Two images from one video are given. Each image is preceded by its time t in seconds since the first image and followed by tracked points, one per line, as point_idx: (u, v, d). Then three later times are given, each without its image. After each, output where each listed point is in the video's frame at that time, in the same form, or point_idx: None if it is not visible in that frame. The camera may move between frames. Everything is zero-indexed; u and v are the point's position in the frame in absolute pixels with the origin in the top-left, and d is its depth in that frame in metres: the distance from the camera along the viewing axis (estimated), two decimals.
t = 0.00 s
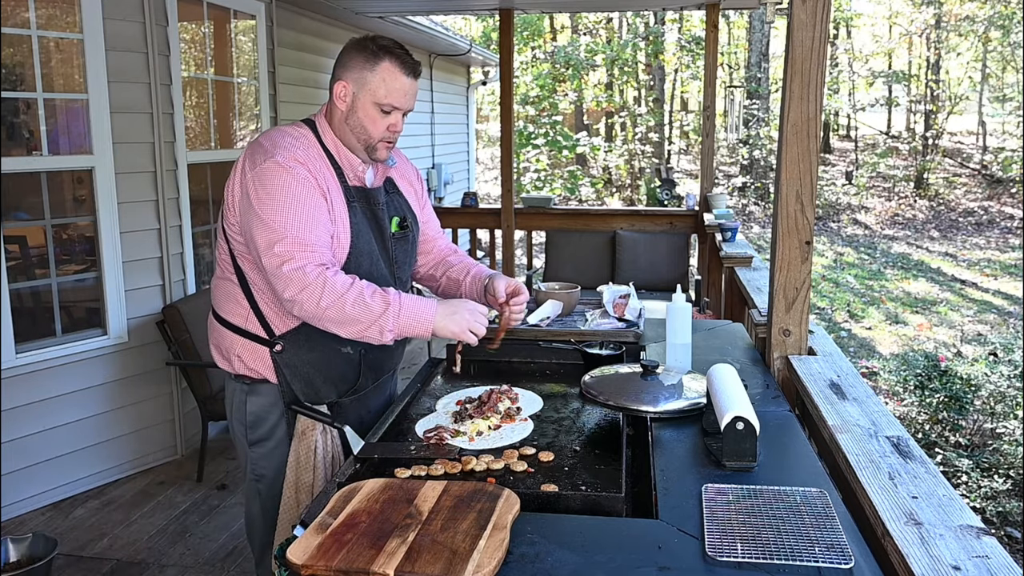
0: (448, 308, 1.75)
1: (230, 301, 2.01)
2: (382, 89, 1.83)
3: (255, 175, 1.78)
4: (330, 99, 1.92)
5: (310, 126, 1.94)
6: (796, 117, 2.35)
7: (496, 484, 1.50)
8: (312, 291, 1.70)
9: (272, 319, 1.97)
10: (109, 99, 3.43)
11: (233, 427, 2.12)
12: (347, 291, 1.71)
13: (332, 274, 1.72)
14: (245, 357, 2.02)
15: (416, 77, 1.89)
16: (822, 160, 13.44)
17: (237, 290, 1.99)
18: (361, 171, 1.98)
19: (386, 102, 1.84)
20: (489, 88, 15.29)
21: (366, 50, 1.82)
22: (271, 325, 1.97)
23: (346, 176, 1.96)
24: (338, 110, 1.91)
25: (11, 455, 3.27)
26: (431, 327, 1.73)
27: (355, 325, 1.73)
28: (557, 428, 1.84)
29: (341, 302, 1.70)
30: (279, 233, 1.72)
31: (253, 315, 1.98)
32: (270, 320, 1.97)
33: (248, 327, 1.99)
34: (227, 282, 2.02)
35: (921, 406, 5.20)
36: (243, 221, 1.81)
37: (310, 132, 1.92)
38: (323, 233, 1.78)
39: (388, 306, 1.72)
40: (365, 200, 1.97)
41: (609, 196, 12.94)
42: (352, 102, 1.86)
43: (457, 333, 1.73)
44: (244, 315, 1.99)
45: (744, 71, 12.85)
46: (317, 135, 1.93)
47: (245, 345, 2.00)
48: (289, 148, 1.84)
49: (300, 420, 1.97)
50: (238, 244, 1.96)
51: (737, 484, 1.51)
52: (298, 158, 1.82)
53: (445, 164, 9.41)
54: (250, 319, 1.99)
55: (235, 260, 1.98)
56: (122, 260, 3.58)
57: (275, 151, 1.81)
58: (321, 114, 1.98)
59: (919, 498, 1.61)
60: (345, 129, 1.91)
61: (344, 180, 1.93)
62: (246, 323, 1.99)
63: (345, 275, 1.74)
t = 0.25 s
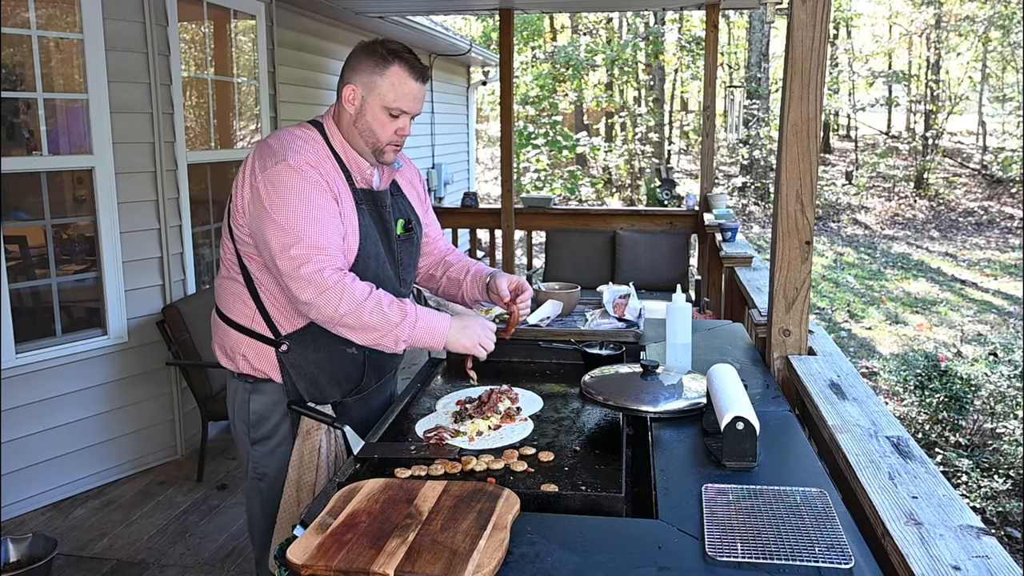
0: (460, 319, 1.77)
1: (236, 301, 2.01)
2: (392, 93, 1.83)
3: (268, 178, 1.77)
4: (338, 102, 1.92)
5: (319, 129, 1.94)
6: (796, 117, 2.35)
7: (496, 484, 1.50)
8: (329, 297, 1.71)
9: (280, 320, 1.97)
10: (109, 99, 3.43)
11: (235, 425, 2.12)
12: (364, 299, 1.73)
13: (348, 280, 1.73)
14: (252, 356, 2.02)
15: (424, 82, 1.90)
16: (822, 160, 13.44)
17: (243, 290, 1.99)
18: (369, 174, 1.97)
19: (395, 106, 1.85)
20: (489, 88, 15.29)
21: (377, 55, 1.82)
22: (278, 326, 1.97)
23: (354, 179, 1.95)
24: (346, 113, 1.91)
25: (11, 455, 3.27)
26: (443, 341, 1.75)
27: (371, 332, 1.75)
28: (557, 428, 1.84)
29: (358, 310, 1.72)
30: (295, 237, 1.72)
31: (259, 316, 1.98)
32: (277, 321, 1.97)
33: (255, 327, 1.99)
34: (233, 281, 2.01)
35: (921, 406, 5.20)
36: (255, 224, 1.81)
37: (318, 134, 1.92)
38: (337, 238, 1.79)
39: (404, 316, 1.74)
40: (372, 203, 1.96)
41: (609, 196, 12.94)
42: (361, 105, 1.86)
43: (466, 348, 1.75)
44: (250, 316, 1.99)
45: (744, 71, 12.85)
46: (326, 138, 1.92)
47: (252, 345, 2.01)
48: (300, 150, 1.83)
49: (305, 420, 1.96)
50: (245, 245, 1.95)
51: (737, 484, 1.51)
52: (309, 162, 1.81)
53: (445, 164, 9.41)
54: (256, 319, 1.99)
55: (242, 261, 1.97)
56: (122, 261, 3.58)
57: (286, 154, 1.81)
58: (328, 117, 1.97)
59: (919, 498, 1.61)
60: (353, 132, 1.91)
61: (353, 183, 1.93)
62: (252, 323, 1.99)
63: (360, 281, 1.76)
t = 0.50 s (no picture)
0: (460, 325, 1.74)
1: (240, 299, 2.01)
2: (397, 94, 1.83)
3: (271, 178, 1.77)
4: (343, 102, 1.92)
5: (324, 129, 1.94)
6: (796, 117, 2.35)
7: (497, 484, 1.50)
8: (329, 300, 1.71)
9: (283, 318, 1.97)
10: (109, 99, 3.43)
11: (237, 425, 2.12)
12: (363, 304, 1.72)
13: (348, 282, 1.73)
14: (255, 355, 2.02)
15: (430, 83, 1.90)
16: (822, 159, 13.44)
17: (247, 289, 1.99)
18: (373, 174, 1.97)
19: (400, 107, 1.85)
20: (489, 88, 15.29)
21: (383, 56, 1.82)
22: (281, 325, 1.97)
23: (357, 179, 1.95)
24: (351, 113, 1.91)
25: (11, 455, 3.27)
26: (440, 347, 1.72)
27: (369, 337, 1.73)
28: (557, 428, 1.84)
29: (356, 314, 1.71)
30: (297, 237, 1.72)
31: (263, 315, 1.98)
32: (281, 321, 1.97)
33: (258, 326, 1.99)
34: (236, 280, 2.02)
35: (921, 406, 5.20)
36: (258, 223, 1.81)
37: (323, 134, 1.92)
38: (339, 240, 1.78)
39: (402, 323, 1.72)
40: (376, 203, 1.97)
41: (609, 196, 12.94)
42: (366, 106, 1.86)
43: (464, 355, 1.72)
44: (254, 314, 1.99)
45: (744, 71, 12.85)
46: (331, 138, 1.93)
47: (255, 344, 2.01)
48: (304, 151, 1.83)
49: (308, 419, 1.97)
50: (249, 244, 1.95)
51: (737, 484, 1.52)
52: (313, 162, 1.82)
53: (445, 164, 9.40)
54: (259, 318, 1.99)
55: (246, 260, 1.97)
56: (122, 261, 3.58)
57: (290, 153, 1.81)
58: (333, 116, 1.97)
59: (919, 498, 1.61)
60: (358, 132, 1.91)
61: (356, 182, 1.93)
62: (256, 322, 1.99)
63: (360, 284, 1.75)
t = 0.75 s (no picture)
0: (458, 316, 1.77)
1: (238, 299, 2.01)
2: (395, 92, 1.83)
3: (268, 176, 1.77)
4: (340, 100, 1.92)
5: (321, 127, 1.94)
6: (796, 117, 2.35)
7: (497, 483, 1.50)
8: (329, 295, 1.71)
9: (281, 317, 1.97)
10: (110, 98, 3.43)
11: (238, 425, 2.12)
12: (363, 298, 1.72)
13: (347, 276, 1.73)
14: (254, 355, 2.02)
15: (427, 80, 1.89)
16: (823, 159, 13.43)
17: (245, 288, 1.99)
18: (370, 171, 1.96)
19: (398, 104, 1.84)
20: (489, 88, 15.29)
21: (380, 53, 1.82)
22: (279, 324, 1.97)
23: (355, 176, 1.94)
24: (349, 111, 1.91)
25: (11, 455, 3.27)
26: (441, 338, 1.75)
27: (368, 331, 1.74)
28: (557, 428, 1.84)
29: (356, 309, 1.72)
30: (295, 234, 1.72)
31: (261, 314, 1.98)
32: (279, 319, 1.97)
33: (256, 325, 1.99)
34: (234, 280, 2.02)
35: (921, 406, 5.21)
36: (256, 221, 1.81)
37: (320, 132, 1.92)
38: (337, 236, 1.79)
39: (401, 316, 1.73)
40: (373, 200, 1.96)
41: (609, 196, 12.94)
42: (364, 104, 1.86)
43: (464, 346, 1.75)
44: (251, 313, 1.99)
45: (744, 71, 12.85)
46: (328, 135, 1.92)
47: (254, 344, 2.01)
48: (301, 148, 1.83)
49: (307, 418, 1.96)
50: (247, 243, 1.95)
51: (737, 484, 1.51)
52: (310, 158, 1.81)
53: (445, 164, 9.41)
54: (258, 317, 1.99)
55: (244, 259, 1.97)
56: (122, 260, 3.58)
57: (287, 151, 1.81)
58: (331, 115, 1.97)
59: (919, 498, 1.61)
60: (355, 130, 1.91)
61: (353, 179, 1.93)
62: (254, 321, 1.99)
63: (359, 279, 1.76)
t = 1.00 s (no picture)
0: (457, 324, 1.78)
1: (236, 300, 2.01)
2: (396, 94, 1.83)
3: (269, 178, 1.77)
4: (341, 102, 1.92)
5: (322, 128, 1.94)
6: (796, 117, 2.35)
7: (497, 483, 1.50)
8: (328, 299, 1.71)
9: (279, 318, 1.97)
10: (110, 99, 3.43)
11: (235, 425, 2.12)
12: (363, 302, 1.73)
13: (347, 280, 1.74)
14: (251, 355, 2.02)
15: (429, 84, 1.90)
16: (823, 160, 13.43)
17: (243, 289, 1.99)
18: (370, 174, 1.97)
19: (399, 108, 1.85)
20: (489, 88, 15.29)
21: (382, 56, 1.82)
22: (277, 325, 1.97)
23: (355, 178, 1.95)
24: (350, 114, 1.91)
25: (11, 455, 3.27)
26: (439, 346, 1.76)
27: (368, 335, 1.75)
28: (557, 428, 1.84)
29: (356, 313, 1.72)
30: (294, 237, 1.72)
31: (258, 315, 1.98)
32: (276, 321, 1.97)
33: (254, 326, 1.99)
34: (233, 280, 2.01)
35: (921, 406, 5.21)
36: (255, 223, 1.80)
37: (321, 134, 1.92)
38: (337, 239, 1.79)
39: (401, 321, 1.74)
40: (373, 202, 1.96)
41: (609, 196, 12.94)
42: (365, 106, 1.86)
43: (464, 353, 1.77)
44: (250, 314, 1.99)
45: (744, 71, 12.85)
46: (328, 137, 1.92)
47: (252, 345, 2.01)
48: (301, 150, 1.83)
49: (304, 420, 1.97)
50: (246, 244, 1.95)
51: (737, 484, 1.51)
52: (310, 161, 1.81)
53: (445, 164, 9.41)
54: (256, 318, 1.99)
55: (242, 259, 1.97)
56: (122, 261, 3.58)
57: (287, 153, 1.80)
58: (332, 116, 1.97)
59: (919, 498, 1.61)
60: (356, 132, 1.91)
61: (353, 181, 1.93)
62: (252, 323, 1.99)
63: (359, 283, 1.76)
